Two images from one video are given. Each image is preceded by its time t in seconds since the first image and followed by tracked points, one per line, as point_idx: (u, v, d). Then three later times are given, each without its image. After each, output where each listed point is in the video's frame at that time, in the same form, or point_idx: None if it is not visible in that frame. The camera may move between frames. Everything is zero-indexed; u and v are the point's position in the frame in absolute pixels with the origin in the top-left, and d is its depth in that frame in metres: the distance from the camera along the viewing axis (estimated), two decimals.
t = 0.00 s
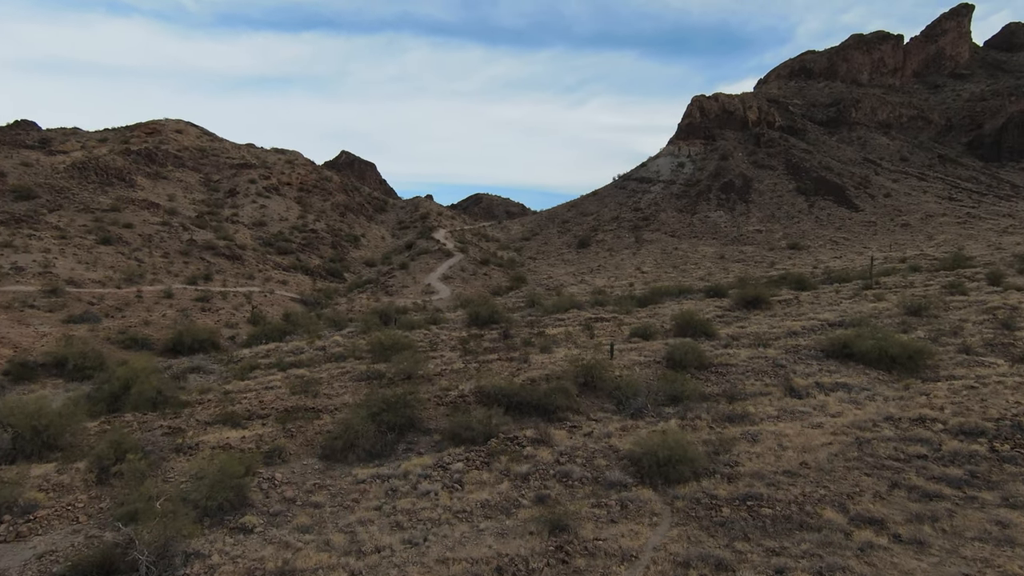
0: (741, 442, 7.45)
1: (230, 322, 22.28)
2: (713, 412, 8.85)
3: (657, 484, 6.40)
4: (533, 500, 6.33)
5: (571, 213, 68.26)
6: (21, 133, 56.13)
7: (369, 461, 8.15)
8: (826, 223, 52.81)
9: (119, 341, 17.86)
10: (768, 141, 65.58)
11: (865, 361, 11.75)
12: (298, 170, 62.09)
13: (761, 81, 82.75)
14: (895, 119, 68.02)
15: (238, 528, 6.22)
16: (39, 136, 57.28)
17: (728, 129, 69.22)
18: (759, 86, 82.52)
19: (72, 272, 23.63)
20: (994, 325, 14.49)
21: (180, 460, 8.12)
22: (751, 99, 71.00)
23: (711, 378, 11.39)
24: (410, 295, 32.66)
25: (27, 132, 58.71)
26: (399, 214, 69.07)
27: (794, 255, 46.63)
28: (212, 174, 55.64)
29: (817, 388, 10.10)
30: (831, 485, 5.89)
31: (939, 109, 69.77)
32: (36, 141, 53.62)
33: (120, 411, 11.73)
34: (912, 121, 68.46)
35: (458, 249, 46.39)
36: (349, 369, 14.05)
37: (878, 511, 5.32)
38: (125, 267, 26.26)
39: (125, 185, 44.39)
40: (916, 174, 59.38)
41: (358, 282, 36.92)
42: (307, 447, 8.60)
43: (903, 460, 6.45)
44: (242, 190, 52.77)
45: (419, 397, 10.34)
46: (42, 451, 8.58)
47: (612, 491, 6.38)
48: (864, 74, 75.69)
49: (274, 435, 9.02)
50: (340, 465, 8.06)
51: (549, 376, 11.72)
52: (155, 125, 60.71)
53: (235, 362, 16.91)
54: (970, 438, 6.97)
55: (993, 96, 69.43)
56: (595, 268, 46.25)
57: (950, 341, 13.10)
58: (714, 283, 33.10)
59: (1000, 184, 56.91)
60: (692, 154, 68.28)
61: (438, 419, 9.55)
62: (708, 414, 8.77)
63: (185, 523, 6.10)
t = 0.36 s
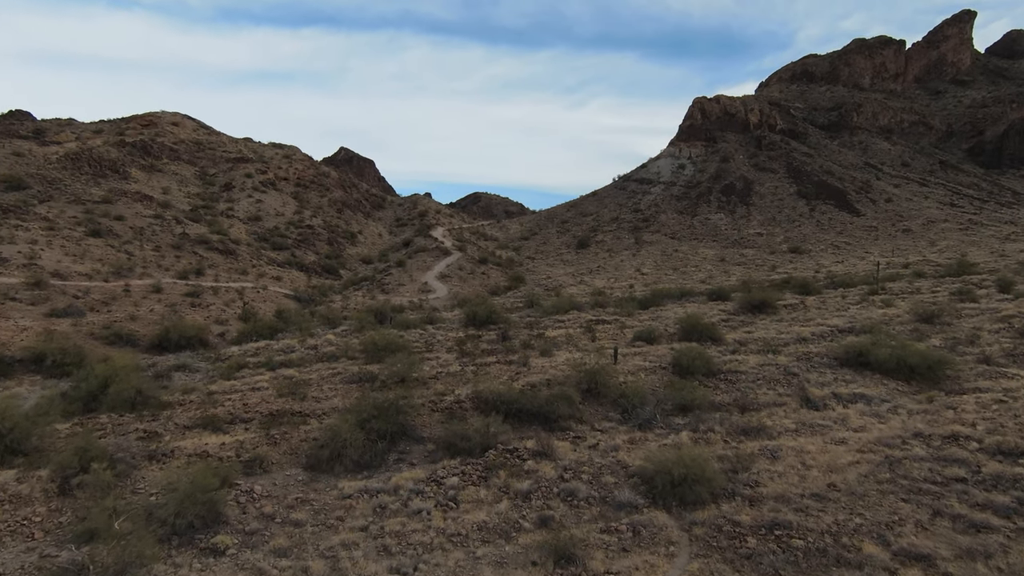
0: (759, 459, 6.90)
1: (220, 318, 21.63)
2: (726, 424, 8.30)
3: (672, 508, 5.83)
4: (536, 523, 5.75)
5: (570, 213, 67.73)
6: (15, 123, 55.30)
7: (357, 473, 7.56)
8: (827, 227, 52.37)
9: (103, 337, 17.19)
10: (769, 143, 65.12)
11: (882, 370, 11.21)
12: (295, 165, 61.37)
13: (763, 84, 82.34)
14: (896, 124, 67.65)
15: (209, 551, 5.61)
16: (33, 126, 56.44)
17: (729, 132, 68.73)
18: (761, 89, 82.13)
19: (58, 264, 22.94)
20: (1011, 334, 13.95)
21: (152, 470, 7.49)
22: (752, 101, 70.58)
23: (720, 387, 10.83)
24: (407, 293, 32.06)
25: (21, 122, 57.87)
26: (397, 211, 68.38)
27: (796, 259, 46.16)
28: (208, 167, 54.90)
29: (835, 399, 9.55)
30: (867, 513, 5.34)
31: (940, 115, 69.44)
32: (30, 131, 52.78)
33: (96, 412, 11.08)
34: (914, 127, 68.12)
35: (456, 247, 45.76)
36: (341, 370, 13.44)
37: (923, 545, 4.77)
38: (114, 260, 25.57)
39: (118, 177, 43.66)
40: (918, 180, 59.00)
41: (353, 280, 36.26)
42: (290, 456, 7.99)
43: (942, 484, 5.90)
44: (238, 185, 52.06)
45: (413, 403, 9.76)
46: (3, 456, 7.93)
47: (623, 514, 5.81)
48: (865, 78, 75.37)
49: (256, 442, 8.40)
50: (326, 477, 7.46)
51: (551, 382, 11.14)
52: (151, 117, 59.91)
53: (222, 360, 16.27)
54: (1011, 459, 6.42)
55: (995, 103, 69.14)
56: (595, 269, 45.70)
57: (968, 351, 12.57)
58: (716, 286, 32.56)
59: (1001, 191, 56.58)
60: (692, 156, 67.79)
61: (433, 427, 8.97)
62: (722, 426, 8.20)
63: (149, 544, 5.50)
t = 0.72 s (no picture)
0: (782, 481, 6.33)
1: (210, 314, 21.00)
2: (742, 439, 7.75)
3: (689, 537, 5.27)
4: (539, 551, 5.19)
5: (570, 214, 67.16)
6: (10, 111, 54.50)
7: (343, 486, 6.97)
8: (829, 233, 51.87)
9: (86, 331, 16.55)
10: (772, 148, 64.61)
11: (901, 382, 10.67)
12: (293, 159, 60.68)
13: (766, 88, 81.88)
14: (899, 131, 67.24)
15: None
16: (28, 115, 55.62)
17: (731, 135, 68.21)
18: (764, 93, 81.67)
19: (45, 255, 22.28)
20: None
21: (117, 480, 6.86)
22: (755, 105, 70.08)
23: (732, 397, 10.29)
24: (404, 292, 31.44)
25: (16, 110, 57.06)
26: (395, 209, 67.73)
27: (798, 264, 45.63)
28: (205, 160, 54.18)
29: (855, 414, 9.00)
30: (908, 550, 4.80)
31: (943, 122, 69.07)
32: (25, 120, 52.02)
33: (70, 412, 10.43)
34: (916, 134, 67.73)
35: (454, 246, 45.14)
36: (332, 371, 12.83)
37: None
38: (103, 251, 24.90)
39: (113, 168, 42.94)
40: (920, 187, 58.55)
41: (349, 277, 35.63)
42: (271, 466, 7.39)
43: (987, 515, 5.36)
44: (235, 178, 51.39)
45: (406, 409, 9.18)
46: None
47: (635, 543, 5.25)
48: (869, 85, 74.92)
49: (235, 449, 7.79)
50: (308, 490, 6.87)
51: (552, 388, 10.56)
52: (149, 108, 59.16)
53: (210, 357, 15.63)
54: None
55: (998, 112, 68.77)
56: (595, 271, 45.10)
57: (988, 363, 12.02)
58: (718, 290, 31.98)
59: (1003, 200, 56.16)
60: (694, 159, 67.25)
61: (426, 436, 8.40)
62: (738, 441, 7.64)
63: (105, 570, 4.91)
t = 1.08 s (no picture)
0: (806, 508, 5.80)
1: (198, 308, 20.34)
2: (757, 458, 7.22)
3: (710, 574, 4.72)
4: None
5: (569, 215, 66.65)
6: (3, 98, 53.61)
7: (326, 502, 6.38)
8: (829, 240, 51.47)
9: (67, 323, 15.89)
10: (773, 153, 64.20)
11: (919, 397, 10.18)
12: (291, 153, 59.92)
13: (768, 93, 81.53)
14: (901, 139, 66.86)
15: None
16: (22, 101, 54.74)
17: (732, 139, 67.70)
18: (765, 98, 81.34)
19: (29, 243, 21.58)
20: None
21: (77, 491, 6.23)
22: (757, 110, 69.64)
23: (742, 410, 9.75)
24: (399, 290, 30.85)
25: (10, 96, 56.17)
26: (393, 205, 67.07)
27: (799, 270, 45.18)
28: (201, 152, 53.42)
29: (875, 431, 8.48)
30: None
31: (944, 131, 68.82)
32: (19, 107, 51.19)
33: (39, 410, 9.79)
34: (917, 142, 67.42)
35: (452, 244, 44.52)
36: (320, 371, 12.23)
37: None
38: (91, 241, 24.21)
39: (107, 157, 42.13)
40: (921, 196, 58.21)
41: (345, 273, 34.99)
42: (248, 477, 6.79)
43: None
44: (231, 171, 50.68)
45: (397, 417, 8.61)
46: None
47: None
48: (870, 92, 74.65)
49: (209, 457, 7.17)
50: (287, 506, 6.27)
51: (553, 396, 10.00)
52: (145, 98, 58.33)
53: (194, 354, 14.97)
54: None
55: (999, 122, 68.55)
56: (593, 272, 44.56)
57: (1008, 378, 11.53)
58: (719, 295, 31.47)
59: (1004, 210, 55.88)
60: (695, 162, 66.77)
61: (418, 447, 7.83)
62: (755, 460, 7.09)
63: None
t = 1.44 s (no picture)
0: (844, 536, 5.24)
1: (191, 306, 19.75)
2: (783, 476, 6.68)
3: None
4: None
5: (571, 214, 66.07)
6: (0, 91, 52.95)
7: (313, 524, 5.80)
8: (833, 241, 50.91)
9: (53, 321, 15.27)
10: (776, 154, 63.61)
11: (947, 409, 9.62)
12: (290, 150, 59.33)
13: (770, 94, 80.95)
14: (905, 141, 66.27)
15: None
16: (19, 95, 54.07)
17: (735, 140, 67.09)
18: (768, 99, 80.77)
19: (18, 238, 20.96)
20: None
21: (38, 510, 5.64)
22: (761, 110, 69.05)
23: (761, 422, 9.18)
24: (398, 289, 30.25)
25: (7, 90, 55.48)
26: (393, 203, 66.47)
27: (803, 272, 44.62)
28: (200, 148, 52.81)
29: (907, 446, 7.92)
30: None
31: (947, 134, 68.25)
32: (15, 100, 50.56)
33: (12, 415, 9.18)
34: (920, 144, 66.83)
35: (452, 243, 43.93)
36: (313, 374, 11.63)
37: None
38: (83, 237, 23.60)
39: (103, 152, 41.52)
40: (925, 198, 57.66)
41: (343, 271, 34.39)
42: (229, 494, 6.21)
43: None
44: (230, 167, 50.08)
45: (393, 426, 8.05)
46: None
47: None
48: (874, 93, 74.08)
49: (187, 470, 6.59)
50: (271, 527, 5.70)
51: (559, 404, 9.43)
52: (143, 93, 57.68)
53: (184, 355, 14.38)
54: None
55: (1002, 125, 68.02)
56: (595, 273, 43.97)
57: None
58: (724, 297, 30.88)
59: (1009, 213, 55.32)
60: (697, 162, 66.15)
61: (416, 461, 7.27)
62: (782, 479, 6.53)
63: None
